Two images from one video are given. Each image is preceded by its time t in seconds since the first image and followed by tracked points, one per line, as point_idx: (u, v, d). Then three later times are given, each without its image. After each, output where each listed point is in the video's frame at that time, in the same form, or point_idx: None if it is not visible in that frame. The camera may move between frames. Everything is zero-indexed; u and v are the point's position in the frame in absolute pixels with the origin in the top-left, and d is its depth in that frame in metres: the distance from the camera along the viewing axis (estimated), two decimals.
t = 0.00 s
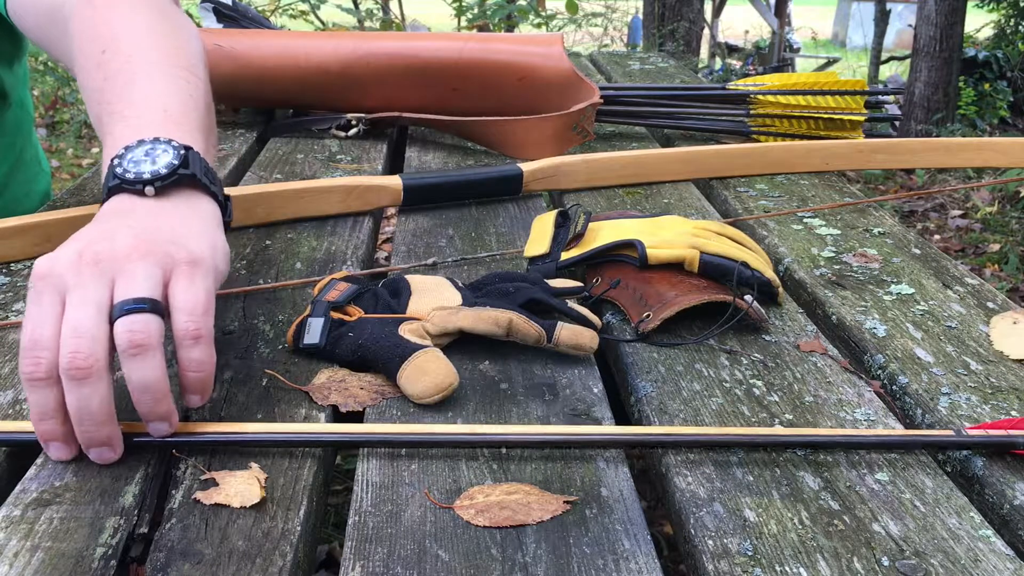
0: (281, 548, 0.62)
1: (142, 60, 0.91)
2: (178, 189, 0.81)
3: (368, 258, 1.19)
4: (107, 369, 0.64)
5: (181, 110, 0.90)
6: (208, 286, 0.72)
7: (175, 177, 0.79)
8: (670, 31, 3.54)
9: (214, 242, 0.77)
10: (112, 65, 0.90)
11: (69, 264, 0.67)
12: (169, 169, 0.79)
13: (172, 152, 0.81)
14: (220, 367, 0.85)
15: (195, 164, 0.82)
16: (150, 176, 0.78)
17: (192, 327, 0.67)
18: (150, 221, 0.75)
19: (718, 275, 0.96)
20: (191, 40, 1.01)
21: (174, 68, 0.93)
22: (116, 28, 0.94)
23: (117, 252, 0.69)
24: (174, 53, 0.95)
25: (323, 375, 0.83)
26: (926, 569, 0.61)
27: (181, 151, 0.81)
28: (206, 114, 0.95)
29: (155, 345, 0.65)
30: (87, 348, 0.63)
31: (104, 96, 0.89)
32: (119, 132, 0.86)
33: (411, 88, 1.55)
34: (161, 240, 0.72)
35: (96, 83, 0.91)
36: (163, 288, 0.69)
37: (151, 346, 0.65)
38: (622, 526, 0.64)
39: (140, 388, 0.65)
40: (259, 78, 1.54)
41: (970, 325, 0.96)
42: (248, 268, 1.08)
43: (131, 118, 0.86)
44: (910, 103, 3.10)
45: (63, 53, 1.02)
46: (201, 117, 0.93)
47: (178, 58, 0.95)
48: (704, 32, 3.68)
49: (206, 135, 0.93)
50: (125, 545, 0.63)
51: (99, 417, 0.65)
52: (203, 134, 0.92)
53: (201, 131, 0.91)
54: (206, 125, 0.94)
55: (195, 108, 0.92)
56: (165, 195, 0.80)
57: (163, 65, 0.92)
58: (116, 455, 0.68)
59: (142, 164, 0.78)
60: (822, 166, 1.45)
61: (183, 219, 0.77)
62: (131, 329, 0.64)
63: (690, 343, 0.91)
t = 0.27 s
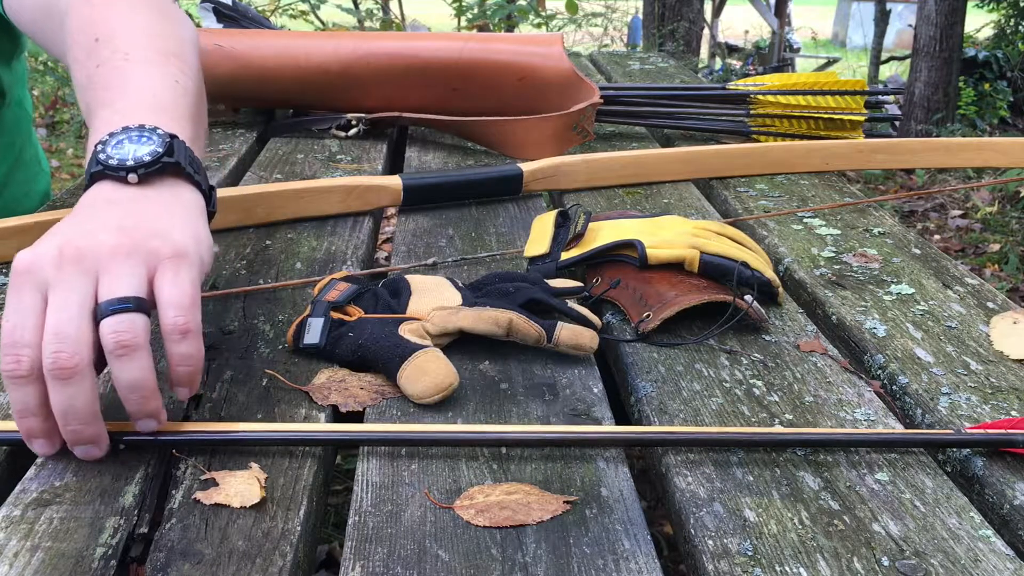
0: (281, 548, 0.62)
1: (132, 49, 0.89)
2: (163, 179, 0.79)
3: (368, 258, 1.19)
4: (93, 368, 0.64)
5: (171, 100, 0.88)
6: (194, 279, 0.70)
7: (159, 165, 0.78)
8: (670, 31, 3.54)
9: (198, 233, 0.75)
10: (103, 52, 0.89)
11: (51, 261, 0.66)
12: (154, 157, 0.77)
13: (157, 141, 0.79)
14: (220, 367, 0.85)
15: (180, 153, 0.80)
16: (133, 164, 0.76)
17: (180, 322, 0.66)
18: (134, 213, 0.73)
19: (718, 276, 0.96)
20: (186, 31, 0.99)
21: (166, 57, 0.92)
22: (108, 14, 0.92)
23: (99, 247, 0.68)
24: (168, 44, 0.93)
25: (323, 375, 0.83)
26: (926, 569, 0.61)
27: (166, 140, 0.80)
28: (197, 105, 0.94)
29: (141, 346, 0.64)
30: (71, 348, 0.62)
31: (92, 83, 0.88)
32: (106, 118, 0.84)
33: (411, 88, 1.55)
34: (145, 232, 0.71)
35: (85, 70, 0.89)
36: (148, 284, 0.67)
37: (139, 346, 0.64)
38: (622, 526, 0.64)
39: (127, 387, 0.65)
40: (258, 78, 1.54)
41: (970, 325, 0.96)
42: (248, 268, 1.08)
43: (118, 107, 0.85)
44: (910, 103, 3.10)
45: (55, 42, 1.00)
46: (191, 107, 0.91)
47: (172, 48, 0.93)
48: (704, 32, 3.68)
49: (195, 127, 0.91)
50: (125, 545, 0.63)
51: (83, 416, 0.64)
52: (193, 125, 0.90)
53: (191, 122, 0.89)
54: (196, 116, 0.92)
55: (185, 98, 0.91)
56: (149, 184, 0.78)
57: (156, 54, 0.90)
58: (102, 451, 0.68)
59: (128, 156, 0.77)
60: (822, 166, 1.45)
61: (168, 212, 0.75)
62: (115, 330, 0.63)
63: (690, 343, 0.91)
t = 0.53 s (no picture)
0: (281, 548, 0.62)
1: (121, 45, 0.88)
2: (128, 169, 0.75)
3: (368, 258, 1.19)
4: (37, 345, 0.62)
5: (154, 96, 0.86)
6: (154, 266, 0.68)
7: (127, 156, 0.74)
8: (670, 31, 3.54)
9: (161, 219, 0.72)
10: (93, 47, 0.88)
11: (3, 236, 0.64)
12: (121, 147, 0.73)
13: (127, 131, 0.75)
14: (220, 367, 0.85)
15: (151, 146, 0.76)
16: (101, 152, 0.71)
17: (131, 308, 0.64)
18: (96, 194, 0.70)
19: (717, 276, 0.96)
20: (185, 33, 0.98)
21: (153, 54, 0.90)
22: (104, 12, 0.92)
23: (57, 227, 0.65)
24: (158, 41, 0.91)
25: (323, 375, 0.83)
26: (926, 569, 0.61)
27: (138, 131, 0.76)
28: (184, 104, 0.92)
29: (89, 332, 0.63)
30: (17, 325, 0.60)
31: (82, 77, 0.87)
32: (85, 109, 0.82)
33: (411, 88, 1.55)
34: (105, 213, 0.68)
35: (76, 65, 0.89)
36: (101, 268, 0.65)
37: (88, 332, 0.63)
38: (622, 526, 0.64)
39: (75, 371, 0.63)
40: (259, 78, 1.54)
41: (970, 325, 0.96)
42: (248, 268, 1.08)
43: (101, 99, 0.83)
44: (910, 103, 3.10)
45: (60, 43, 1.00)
46: (177, 106, 0.89)
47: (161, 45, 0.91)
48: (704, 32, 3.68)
49: (179, 126, 0.89)
50: (125, 545, 0.63)
51: (25, 394, 0.63)
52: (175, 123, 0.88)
53: (171, 120, 0.87)
54: (182, 114, 0.90)
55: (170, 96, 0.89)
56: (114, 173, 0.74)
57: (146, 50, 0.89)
58: (43, 430, 0.67)
59: (95, 139, 0.72)
60: (822, 165, 1.45)
61: (130, 194, 0.72)
62: (67, 311, 0.62)
63: (690, 343, 0.91)
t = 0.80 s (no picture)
0: (281, 548, 0.62)
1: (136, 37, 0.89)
2: (154, 153, 0.76)
3: (368, 258, 1.19)
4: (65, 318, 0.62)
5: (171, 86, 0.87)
6: (180, 247, 0.68)
7: (155, 140, 0.75)
8: (670, 31, 3.54)
9: (186, 204, 0.72)
10: (109, 40, 0.89)
11: (38, 207, 0.64)
12: (150, 130, 0.74)
13: (154, 118, 0.76)
14: (220, 367, 0.85)
15: (177, 132, 0.77)
16: (130, 134, 0.73)
17: (155, 289, 0.64)
18: (122, 177, 0.70)
19: (718, 276, 0.96)
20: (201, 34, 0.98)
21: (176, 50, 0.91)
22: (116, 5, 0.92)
23: (86, 203, 0.65)
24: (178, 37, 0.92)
25: (323, 375, 0.83)
26: (926, 569, 0.61)
27: (165, 118, 0.77)
28: (199, 96, 0.92)
29: (116, 305, 0.63)
30: (47, 294, 0.61)
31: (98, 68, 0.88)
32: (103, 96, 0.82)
33: (411, 88, 1.55)
34: (132, 196, 0.68)
35: (93, 58, 0.89)
36: (130, 247, 0.65)
37: (116, 307, 0.63)
38: (622, 526, 0.64)
39: (98, 345, 0.63)
40: (259, 78, 1.54)
41: (970, 325, 0.96)
42: (248, 268, 1.08)
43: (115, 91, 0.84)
44: (910, 103, 3.10)
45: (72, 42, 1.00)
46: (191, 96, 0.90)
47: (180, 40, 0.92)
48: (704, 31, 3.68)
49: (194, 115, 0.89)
50: (125, 545, 0.63)
51: (49, 363, 0.62)
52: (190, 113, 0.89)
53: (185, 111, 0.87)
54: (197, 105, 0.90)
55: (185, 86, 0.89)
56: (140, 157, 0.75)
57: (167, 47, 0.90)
58: (59, 400, 0.66)
59: (125, 123, 0.74)
60: (822, 165, 1.45)
61: (154, 180, 0.72)
62: (100, 288, 0.62)
63: (690, 342, 0.91)
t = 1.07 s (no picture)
0: (281, 548, 0.62)
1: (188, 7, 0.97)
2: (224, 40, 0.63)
3: (368, 258, 1.19)
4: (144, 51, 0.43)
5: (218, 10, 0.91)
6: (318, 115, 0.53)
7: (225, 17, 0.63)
8: (670, 31, 3.54)
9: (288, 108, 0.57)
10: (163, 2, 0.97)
11: None
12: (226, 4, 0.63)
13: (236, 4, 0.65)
14: (220, 367, 0.85)
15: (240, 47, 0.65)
16: None
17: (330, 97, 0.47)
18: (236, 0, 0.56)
19: (718, 276, 0.96)
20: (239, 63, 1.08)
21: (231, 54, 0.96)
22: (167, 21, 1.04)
23: None
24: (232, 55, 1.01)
25: (323, 375, 0.83)
26: (926, 569, 0.61)
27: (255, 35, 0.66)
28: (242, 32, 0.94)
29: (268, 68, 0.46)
30: None
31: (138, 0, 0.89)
32: None
33: (411, 88, 1.55)
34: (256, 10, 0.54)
35: None
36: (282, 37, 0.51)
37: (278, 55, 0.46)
38: (622, 526, 0.64)
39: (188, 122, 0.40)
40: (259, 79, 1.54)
41: (970, 325, 0.96)
42: (248, 268, 1.08)
43: None
44: (910, 103, 3.10)
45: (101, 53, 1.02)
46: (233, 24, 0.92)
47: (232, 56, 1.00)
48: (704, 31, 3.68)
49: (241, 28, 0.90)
50: (125, 545, 0.63)
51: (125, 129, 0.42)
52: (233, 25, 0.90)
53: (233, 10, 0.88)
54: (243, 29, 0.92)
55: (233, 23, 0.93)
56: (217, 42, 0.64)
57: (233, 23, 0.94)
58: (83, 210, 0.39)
59: None
60: (822, 165, 1.45)
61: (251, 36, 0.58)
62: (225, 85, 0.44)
63: (690, 342, 0.91)
